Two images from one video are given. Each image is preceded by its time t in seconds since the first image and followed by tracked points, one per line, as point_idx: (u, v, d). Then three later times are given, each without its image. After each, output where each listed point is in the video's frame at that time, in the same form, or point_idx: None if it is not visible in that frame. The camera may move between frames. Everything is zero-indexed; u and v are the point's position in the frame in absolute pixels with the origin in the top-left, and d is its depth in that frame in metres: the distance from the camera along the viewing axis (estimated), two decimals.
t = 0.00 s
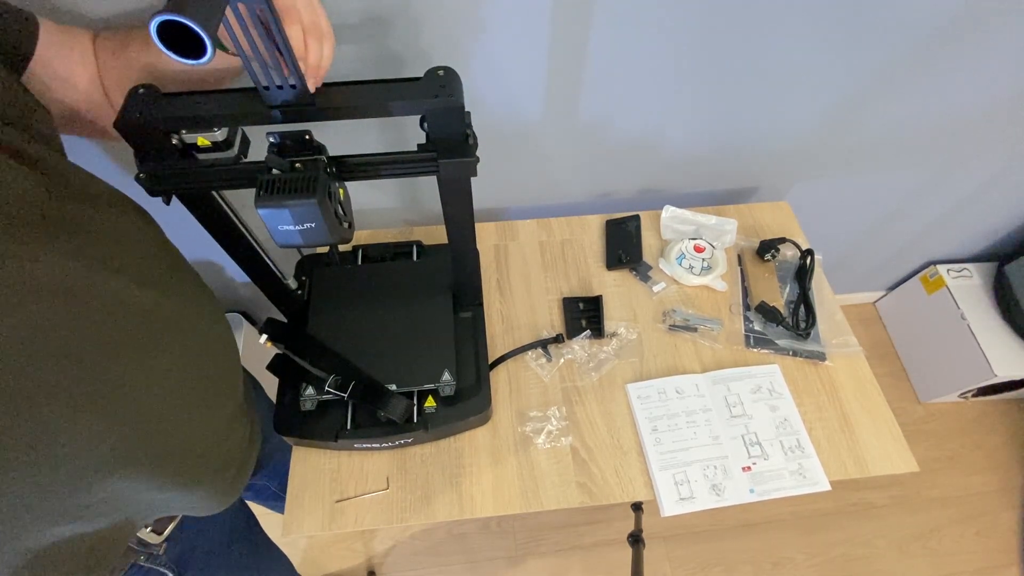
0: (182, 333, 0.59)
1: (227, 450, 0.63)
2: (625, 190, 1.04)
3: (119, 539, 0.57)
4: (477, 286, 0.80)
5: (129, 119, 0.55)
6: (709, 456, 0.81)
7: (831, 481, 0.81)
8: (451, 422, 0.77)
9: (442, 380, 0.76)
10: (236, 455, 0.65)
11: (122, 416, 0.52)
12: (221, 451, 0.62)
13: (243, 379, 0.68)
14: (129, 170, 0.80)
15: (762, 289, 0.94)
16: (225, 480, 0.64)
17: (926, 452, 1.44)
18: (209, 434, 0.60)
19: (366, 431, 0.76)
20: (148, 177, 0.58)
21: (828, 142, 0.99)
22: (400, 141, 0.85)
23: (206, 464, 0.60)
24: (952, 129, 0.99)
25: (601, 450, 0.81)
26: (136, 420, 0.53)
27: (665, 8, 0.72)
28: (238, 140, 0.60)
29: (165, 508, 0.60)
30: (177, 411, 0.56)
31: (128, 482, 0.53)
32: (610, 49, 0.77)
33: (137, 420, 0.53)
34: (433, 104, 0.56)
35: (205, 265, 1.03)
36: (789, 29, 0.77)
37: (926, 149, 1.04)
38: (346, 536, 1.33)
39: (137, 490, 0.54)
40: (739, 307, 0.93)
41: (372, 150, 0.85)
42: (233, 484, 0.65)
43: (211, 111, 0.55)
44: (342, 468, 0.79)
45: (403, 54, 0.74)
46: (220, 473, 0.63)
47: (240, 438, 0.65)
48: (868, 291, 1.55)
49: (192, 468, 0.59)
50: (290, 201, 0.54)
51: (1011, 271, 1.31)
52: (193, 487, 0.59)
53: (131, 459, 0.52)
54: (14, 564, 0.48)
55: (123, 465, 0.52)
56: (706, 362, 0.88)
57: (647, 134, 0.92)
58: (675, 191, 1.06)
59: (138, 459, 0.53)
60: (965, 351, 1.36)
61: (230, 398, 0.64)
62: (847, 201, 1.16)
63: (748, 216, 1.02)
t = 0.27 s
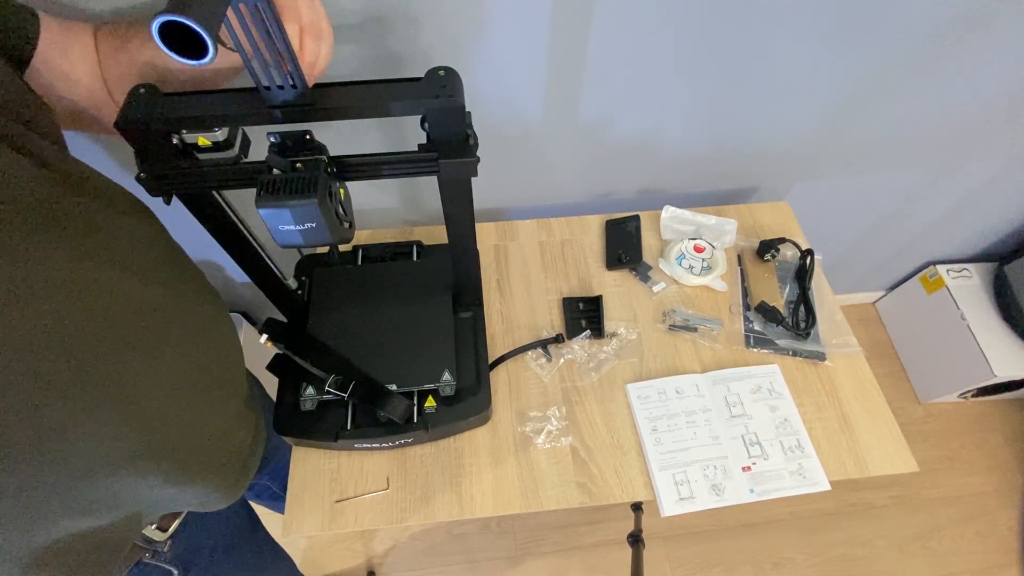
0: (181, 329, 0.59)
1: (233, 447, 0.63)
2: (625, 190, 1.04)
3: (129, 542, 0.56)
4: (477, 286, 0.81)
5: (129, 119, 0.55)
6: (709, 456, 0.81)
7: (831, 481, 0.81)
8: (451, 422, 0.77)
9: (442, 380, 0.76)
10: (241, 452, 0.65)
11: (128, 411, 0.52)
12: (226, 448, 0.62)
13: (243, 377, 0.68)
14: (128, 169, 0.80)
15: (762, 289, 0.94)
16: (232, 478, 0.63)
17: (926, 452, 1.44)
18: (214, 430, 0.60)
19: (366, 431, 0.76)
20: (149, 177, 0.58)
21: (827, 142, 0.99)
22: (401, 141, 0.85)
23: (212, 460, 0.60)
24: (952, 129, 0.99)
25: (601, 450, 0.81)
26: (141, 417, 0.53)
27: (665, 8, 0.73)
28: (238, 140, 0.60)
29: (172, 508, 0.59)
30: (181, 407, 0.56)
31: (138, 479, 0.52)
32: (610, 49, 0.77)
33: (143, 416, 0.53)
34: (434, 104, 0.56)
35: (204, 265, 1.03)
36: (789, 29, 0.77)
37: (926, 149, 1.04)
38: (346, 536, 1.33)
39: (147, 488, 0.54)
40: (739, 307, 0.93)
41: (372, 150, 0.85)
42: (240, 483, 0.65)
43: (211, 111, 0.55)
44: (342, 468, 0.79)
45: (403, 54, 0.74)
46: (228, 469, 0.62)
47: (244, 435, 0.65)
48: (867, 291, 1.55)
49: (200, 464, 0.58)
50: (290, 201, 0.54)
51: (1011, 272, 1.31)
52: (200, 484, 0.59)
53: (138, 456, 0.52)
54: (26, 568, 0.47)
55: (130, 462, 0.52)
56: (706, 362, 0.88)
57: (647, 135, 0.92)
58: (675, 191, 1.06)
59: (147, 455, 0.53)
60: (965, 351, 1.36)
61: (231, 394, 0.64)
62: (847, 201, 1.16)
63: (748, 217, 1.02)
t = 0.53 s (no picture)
0: (186, 326, 0.59)
1: (229, 444, 0.63)
2: (625, 190, 1.04)
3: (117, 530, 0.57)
4: (477, 286, 0.81)
5: (128, 120, 0.55)
6: (709, 456, 0.81)
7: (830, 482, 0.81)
8: (451, 422, 0.77)
9: (442, 380, 0.75)
10: (237, 449, 0.65)
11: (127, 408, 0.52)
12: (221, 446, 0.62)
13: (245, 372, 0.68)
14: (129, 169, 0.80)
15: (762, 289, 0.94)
16: (226, 475, 0.64)
17: (926, 452, 1.44)
18: (210, 428, 0.60)
19: (365, 431, 0.76)
20: (148, 177, 0.58)
21: (827, 142, 0.99)
22: (400, 141, 0.85)
23: (208, 458, 0.60)
24: (952, 129, 0.99)
25: (601, 450, 0.81)
26: (138, 413, 0.53)
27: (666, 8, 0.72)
28: (237, 140, 0.60)
29: (165, 501, 0.60)
30: (179, 405, 0.57)
31: (131, 473, 0.53)
32: (610, 49, 0.77)
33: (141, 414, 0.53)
34: (433, 104, 0.56)
35: (204, 265, 1.03)
36: (789, 28, 0.77)
37: (927, 149, 1.03)
38: (346, 536, 1.33)
39: (137, 483, 0.55)
40: (739, 307, 0.93)
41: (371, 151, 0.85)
42: (234, 478, 0.65)
43: (211, 111, 0.55)
44: (342, 468, 0.79)
45: (403, 55, 0.74)
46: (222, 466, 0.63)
47: (241, 432, 0.65)
48: (868, 291, 1.55)
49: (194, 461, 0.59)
50: (290, 201, 0.54)
51: (1011, 272, 1.31)
52: (194, 480, 0.59)
53: (134, 453, 0.53)
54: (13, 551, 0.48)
55: (127, 456, 0.52)
56: (706, 362, 0.88)
57: (647, 134, 0.92)
58: (675, 191, 1.06)
59: (141, 453, 0.53)
60: (965, 351, 1.36)
61: (232, 391, 0.64)
62: (848, 201, 1.16)
63: (748, 217, 1.02)
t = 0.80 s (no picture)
0: (188, 325, 0.58)
1: (232, 441, 0.63)
2: (625, 190, 1.04)
3: (121, 528, 0.58)
4: (477, 286, 0.81)
5: (129, 120, 0.55)
6: (709, 456, 0.81)
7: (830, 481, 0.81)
8: (451, 422, 0.77)
9: (442, 380, 0.75)
10: (241, 446, 0.65)
11: (128, 409, 0.52)
12: (224, 443, 0.62)
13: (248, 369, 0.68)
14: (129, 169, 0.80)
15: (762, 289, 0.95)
16: (229, 472, 0.64)
17: (925, 452, 1.44)
18: (214, 427, 0.60)
19: (366, 431, 0.76)
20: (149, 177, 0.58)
21: (827, 142, 0.99)
22: (401, 141, 0.85)
23: (211, 455, 0.60)
24: (951, 130, 0.99)
25: (601, 450, 0.81)
26: (140, 414, 0.53)
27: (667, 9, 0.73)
28: (238, 140, 0.60)
29: (170, 498, 0.60)
30: (182, 405, 0.56)
31: (133, 469, 0.53)
32: (611, 50, 0.77)
33: (143, 414, 0.53)
34: (434, 104, 0.56)
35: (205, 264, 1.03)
36: (789, 30, 0.77)
37: (926, 150, 1.04)
38: (346, 536, 1.33)
39: (140, 482, 0.55)
40: (739, 307, 0.93)
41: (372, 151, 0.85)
42: (237, 475, 0.65)
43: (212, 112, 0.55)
44: (342, 468, 0.79)
45: (403, 55, 0.74)
46: (225, 464, 0.63)
47: (244, 429, 0.66)
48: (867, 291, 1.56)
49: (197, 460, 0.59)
50: (290, 201, 0.54)
51: (1011, 272, 1.31)
52: (198, 477, 0.59)
53: (136, 453, 0.53)
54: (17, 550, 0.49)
55: (129, 452, 0.52)
56: (706, 362, 0.88)
57: (647, 135, 0.93)
58: (675, 191, 1.06)
59: (144, 452, 0.53)
60: (965, 351, 1.36)
61: (235, 389, 0.64)
62: (847, 202, 1.16)
63: (748, 217, 1.02)
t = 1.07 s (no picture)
0: (180, 326, 0.59)
1: (229, 442, 0.63)
2: (625, 190, 1.04)
3: (120, 534, 0.57)
4: (477, 286, 0.81)
5: (130, 120, 0.55)
6: (709, 456, 0.81)
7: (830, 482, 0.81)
8: (451, 422, 0.77)
9: (442, 380, 0.75)
10: (238, 448, 0.65)
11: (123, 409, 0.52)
12: (222, 444, 0.62)
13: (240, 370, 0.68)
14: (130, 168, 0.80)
15: (762, 289, 0.95)
16: (227, 473, 0.64)
17: (926, 452, 1.44)
18: (211, 427, 0.60)
19: (366, 431, 0.76)
20: (148, 177, 0.58)
21: (827, 142, 0.99)
22: (401, 141, 0.85)
23: (210, 455, 0.61)
24: (951, 130, 0.99)
25: (601, 450, 0.81)
26: (136, 415, 0.53)
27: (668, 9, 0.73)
28: (238, 140, 0.60)
29: (169, 503, 0.60)
30: (178, 405, 0.56)
31: (133, 471, 0.53)
32: (611, 50, 0.77)
33: (139, 414, 0.53)
34: (434, 104, 0.56)
35: (205, 264, 1.02)
36: (790, 30, 0.77)
37: (926, 150, 1.04)
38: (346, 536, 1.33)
39: (139, 484, 0.54)
40: (739, 307, 0.93)
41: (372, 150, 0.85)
42: (235, 477, 0.65)
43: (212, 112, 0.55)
44: (342, 468, 0.79)
45: (404, 55, 0.74)
46: (224, 465, 0.63)
47: (240, 431, 0.65)
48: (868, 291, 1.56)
49: (195, 461, 0.58)
50: (290, 201, 0.54)
51: (1011, 272, 1.31)
52: (197, 478, 0.59)
53: (134, 454, 0.53)
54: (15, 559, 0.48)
55: (127, 457, 0.52)
56: (706, 362, 0.88)
57: (647, 135, 0.92)
58: (675, 191, 1.06)
59: (142, 453, 0.53)
60: (965, 351, 1.36)
61: (229, 389, 0.64)
62: (847, 202, 1.16)
63: (748, 217, 1.02)
